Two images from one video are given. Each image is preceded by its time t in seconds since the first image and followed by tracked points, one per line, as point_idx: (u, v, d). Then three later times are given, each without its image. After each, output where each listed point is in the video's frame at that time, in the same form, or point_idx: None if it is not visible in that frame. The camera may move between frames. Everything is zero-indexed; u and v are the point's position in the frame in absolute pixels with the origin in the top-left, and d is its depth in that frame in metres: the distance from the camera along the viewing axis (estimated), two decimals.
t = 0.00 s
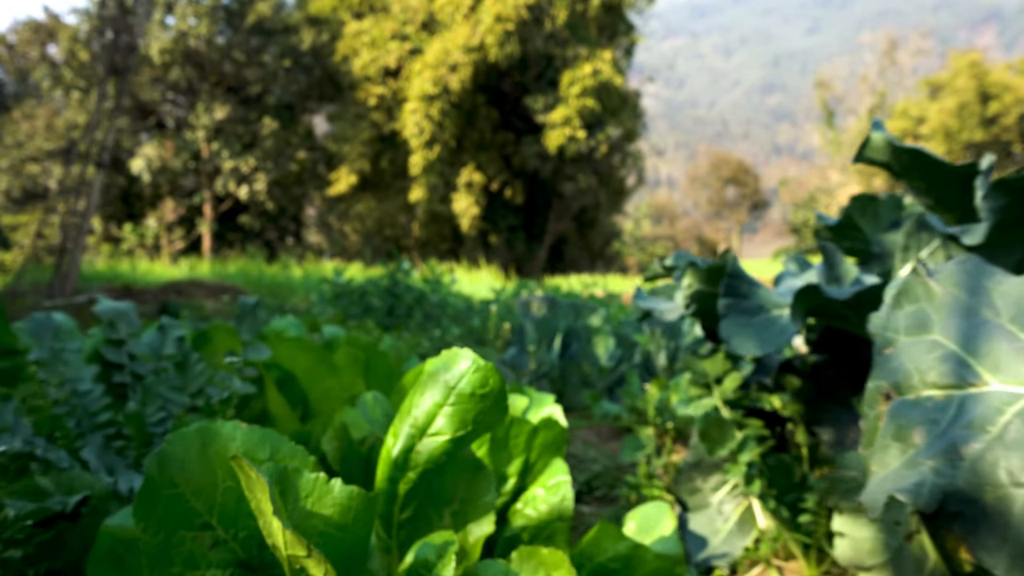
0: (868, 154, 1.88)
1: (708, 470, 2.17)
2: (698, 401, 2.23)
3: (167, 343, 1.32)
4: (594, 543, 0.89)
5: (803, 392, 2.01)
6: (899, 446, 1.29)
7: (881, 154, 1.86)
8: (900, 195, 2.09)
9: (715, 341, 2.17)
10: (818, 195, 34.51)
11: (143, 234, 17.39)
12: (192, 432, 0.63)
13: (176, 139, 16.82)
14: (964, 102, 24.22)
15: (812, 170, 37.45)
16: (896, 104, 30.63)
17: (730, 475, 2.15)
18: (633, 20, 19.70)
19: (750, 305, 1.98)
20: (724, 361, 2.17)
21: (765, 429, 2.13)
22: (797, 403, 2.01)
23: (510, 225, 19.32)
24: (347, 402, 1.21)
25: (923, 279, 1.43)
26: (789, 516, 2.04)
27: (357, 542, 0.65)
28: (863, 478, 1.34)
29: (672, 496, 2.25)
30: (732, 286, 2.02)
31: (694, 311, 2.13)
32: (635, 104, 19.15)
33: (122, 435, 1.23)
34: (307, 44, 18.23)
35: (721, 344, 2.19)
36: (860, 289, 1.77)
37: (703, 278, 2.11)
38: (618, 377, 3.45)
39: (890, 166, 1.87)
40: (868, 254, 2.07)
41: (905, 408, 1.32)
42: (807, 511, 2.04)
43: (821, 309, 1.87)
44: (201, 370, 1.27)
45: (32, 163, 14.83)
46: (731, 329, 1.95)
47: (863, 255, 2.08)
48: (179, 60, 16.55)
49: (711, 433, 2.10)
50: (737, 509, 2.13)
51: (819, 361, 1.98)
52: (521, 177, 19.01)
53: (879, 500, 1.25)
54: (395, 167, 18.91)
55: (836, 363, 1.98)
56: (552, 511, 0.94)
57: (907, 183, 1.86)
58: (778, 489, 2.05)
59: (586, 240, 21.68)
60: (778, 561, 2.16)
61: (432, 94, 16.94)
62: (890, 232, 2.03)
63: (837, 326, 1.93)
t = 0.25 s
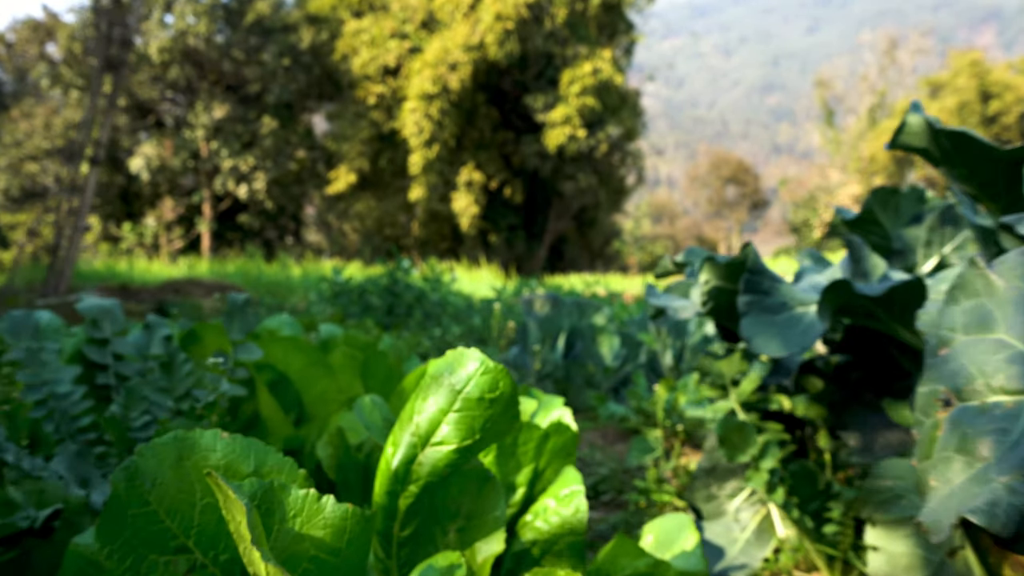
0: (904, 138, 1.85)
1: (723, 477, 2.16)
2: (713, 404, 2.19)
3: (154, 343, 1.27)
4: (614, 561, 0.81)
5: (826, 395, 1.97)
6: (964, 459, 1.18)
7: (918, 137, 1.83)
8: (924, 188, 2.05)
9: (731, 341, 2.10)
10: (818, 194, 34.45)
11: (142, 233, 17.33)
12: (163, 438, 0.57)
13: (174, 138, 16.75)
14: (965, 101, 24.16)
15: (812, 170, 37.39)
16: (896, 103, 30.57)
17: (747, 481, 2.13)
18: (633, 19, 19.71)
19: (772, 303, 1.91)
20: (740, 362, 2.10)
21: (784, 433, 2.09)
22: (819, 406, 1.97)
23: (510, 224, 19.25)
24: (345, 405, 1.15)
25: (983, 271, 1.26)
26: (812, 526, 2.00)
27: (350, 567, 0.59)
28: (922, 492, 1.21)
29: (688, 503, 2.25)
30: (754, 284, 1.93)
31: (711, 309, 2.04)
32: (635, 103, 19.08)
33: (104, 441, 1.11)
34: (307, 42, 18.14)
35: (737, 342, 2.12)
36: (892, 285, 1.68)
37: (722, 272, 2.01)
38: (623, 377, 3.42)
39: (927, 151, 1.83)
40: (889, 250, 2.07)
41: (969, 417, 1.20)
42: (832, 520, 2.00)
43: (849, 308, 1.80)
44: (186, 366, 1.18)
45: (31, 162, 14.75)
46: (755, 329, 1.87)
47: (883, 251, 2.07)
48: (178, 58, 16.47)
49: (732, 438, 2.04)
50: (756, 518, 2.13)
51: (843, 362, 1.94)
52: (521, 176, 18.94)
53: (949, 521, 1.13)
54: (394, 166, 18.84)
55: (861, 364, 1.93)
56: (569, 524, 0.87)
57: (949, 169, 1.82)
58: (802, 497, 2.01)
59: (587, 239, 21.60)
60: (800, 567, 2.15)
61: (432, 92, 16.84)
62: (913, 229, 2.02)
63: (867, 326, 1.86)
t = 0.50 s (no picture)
0: (933, 130, 1.57)
1: (735, 483, 2.12)
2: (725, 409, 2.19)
3: (143, 345, 1.25)
4: None
5: (842, 399, 1.95)
6: (1016, 474, 1.14)
7: (948, 130, 1.54)
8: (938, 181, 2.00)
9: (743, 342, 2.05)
10: (818, 194, 34.41)
11: (141, 232, 17.28)
12: (142, 450, 0.53)
13: (174, 137, 16.69)
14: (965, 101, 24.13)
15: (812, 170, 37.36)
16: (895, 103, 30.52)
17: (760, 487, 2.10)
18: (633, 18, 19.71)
19: (789, 303, 1.85)
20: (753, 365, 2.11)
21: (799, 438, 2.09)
22: (836, 409, 1.95)
23: (510, 223, 19.20)
24: (343, 410, 1.11)
25: None
26: (831, 535, 1.98)
27: None
28: (968, 509, 1.17)
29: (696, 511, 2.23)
30: (768, 281, 1.87)
31: (724, 308, 1.97)
32: (635, 102, 19.04)
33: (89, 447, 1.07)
34: (306, 41, 18.09)
35: (749, 344, 2.07)
36: (917, 284, 1.64)
37: (734, 271, 1.95)
38: (625, 377, 3.40)
39: (958, 145, 1.55)
40: (904, 248, 2.03)
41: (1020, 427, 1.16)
42: (850, 530, 1.99)
43: (869, 307, 1.76)
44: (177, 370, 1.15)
45: (30, 161, 14.71)
46: (770, 328, 1.81)
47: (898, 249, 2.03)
48: (178, 57, 16.42)
49: (746, 445, 2.02)
50: (768, 526, 2.09)
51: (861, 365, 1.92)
52: (521, 175, 18.89)
53: (1003, 544, 1.09)
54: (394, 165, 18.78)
55: (879, 367, 1.91)
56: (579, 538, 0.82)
57: (989, 167, 1.53)
58: (817, 505, 2.00)
59: (586, 239, 21.56)
60: None
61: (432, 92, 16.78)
62: (928, 227, 1.98)
63: (885, 326, 1.84)
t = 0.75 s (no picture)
0: (957, 124, 1.47)
1: (743, 491, 2.01)
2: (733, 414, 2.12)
3: (133, 349, 1.23)
4: None
5: (855, 404, 1.85)
6: None
7: (971, 125, 1.44)
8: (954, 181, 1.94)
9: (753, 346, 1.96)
10: (818, 193, 34.36)
11: (141, 232, 17.24)
12: (118, 470, 0.53)
13: (173, 136, 16.66)
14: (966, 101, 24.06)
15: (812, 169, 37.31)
16: (896, 103, 30.46)
17: (770, 495, 1.98)
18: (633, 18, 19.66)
19: (803, 304, 1.76)
20: (761, 368, 2.04)
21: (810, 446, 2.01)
22: (848, 415, 1.85)
23: (510, 223, 19.16)
24: (339, 417, 1.08)
25: None
26: (845, 547, 1.93)
27: None
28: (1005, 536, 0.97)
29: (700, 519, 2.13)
30: (779, 283, 1.77)
31: (732, 311, 1.89)
32: (635, 102, 19.01)
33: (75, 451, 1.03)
34: (306, 41, 18.04)
35: (759, 347, 1.98)
36: (938, 286, 1.55)
37: (745, 272, 1.86)
38: (629, 380, 3.34)
39: (983, 139, 1.44)
40: (916, 250, 1.97)
41: None
42: (865, 542, 1.94)
43: (887, 311, 1.65)
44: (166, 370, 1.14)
45: (29, 160, 14.67)
46: (780, 333, 1.72)
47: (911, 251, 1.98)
48: (177, 57, 16.38)
49: (758, 453, 1.91)
50: (779, 535, 1.98)
51: (876, 369, 1.81)
52: (521, 175, 18.86)
53: None
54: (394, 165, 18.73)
55: (894, 373, 1.81)
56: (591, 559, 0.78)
57: (1018, 164, 1.41)
58: (830, 516, 1.94)
59: (586, 239, 21.51)
60: None
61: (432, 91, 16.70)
62: (941, 227, 1.93)
63: (904, 329, 1.72)
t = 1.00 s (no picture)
0: (986, 118, 1.66)
1: (756, 499, 2.02)
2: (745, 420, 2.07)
3: (120, 352, 1.24)
4: None
5: (873, 410, 1.83)
6: None
7: (1004, 119, 1.63)
8: (968, 178, 1.90)
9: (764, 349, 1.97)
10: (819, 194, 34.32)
11: (140, 232, 17.20)
12: (84, 490, 0.54)
13: (173, 136, 16.66)
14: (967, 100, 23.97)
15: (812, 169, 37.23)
16: (896, 103, 30.39)
17: (784, 502, 2.00)
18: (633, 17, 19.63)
19: (820, 307, 1.75)
20: (774, 373, 2.01)
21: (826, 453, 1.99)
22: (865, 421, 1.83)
23: (510, 223, 19.12)
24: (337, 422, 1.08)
25: None
26: (865, 558, 1.87)
27: None
28: None
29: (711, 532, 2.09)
30: (798, 284, 1.77)
31: (746, 311, 1.89)
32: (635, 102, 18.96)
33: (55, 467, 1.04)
34: (306, 41, 18.00)
35: (769, 351, 1.99)
36: (969, 286, 1.50)
37: (759, 272, 1.86)
38: (632, 382, 3.32)
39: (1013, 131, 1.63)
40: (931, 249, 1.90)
41: None
42: (885, 554, 1.86)
43: (911, 314, 1.65)
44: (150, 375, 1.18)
45: (28, 160, 14.64)
46: (801, 337, 1.70)
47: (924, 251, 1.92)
48: (177, 56, 16.36)
49: (774, 462, 1.91)
50: (792, 545, 1.97)
51: (895, 373, 1.80)
52: (521, 175, 18.82)
53: None
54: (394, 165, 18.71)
55: (915, 378, 1.80)
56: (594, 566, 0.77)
57: None
58: (848, 526, 1.89)
59: (587, 239, 21.45)
60: None
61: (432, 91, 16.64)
62: (956, 225, 1.87)
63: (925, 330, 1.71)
